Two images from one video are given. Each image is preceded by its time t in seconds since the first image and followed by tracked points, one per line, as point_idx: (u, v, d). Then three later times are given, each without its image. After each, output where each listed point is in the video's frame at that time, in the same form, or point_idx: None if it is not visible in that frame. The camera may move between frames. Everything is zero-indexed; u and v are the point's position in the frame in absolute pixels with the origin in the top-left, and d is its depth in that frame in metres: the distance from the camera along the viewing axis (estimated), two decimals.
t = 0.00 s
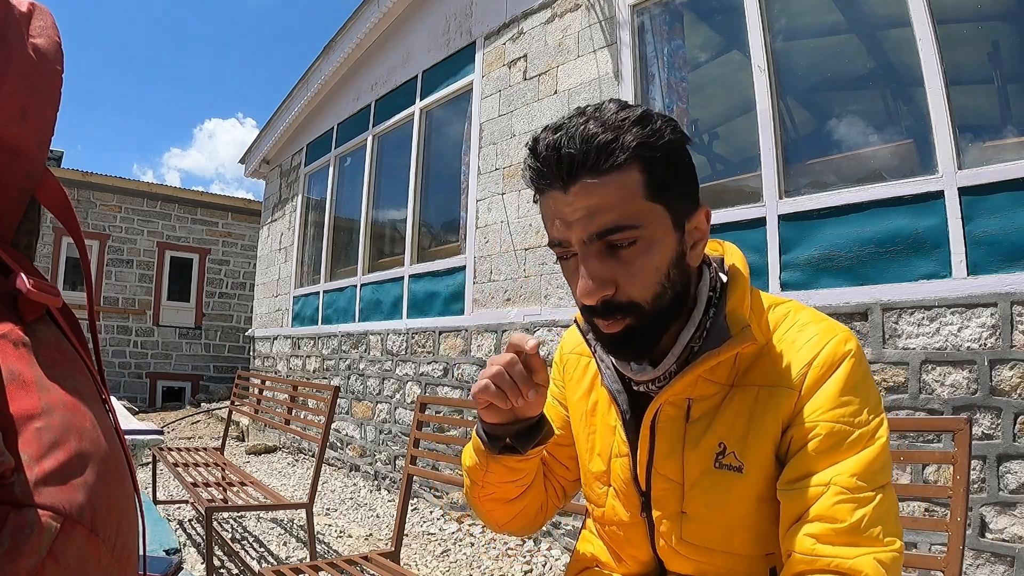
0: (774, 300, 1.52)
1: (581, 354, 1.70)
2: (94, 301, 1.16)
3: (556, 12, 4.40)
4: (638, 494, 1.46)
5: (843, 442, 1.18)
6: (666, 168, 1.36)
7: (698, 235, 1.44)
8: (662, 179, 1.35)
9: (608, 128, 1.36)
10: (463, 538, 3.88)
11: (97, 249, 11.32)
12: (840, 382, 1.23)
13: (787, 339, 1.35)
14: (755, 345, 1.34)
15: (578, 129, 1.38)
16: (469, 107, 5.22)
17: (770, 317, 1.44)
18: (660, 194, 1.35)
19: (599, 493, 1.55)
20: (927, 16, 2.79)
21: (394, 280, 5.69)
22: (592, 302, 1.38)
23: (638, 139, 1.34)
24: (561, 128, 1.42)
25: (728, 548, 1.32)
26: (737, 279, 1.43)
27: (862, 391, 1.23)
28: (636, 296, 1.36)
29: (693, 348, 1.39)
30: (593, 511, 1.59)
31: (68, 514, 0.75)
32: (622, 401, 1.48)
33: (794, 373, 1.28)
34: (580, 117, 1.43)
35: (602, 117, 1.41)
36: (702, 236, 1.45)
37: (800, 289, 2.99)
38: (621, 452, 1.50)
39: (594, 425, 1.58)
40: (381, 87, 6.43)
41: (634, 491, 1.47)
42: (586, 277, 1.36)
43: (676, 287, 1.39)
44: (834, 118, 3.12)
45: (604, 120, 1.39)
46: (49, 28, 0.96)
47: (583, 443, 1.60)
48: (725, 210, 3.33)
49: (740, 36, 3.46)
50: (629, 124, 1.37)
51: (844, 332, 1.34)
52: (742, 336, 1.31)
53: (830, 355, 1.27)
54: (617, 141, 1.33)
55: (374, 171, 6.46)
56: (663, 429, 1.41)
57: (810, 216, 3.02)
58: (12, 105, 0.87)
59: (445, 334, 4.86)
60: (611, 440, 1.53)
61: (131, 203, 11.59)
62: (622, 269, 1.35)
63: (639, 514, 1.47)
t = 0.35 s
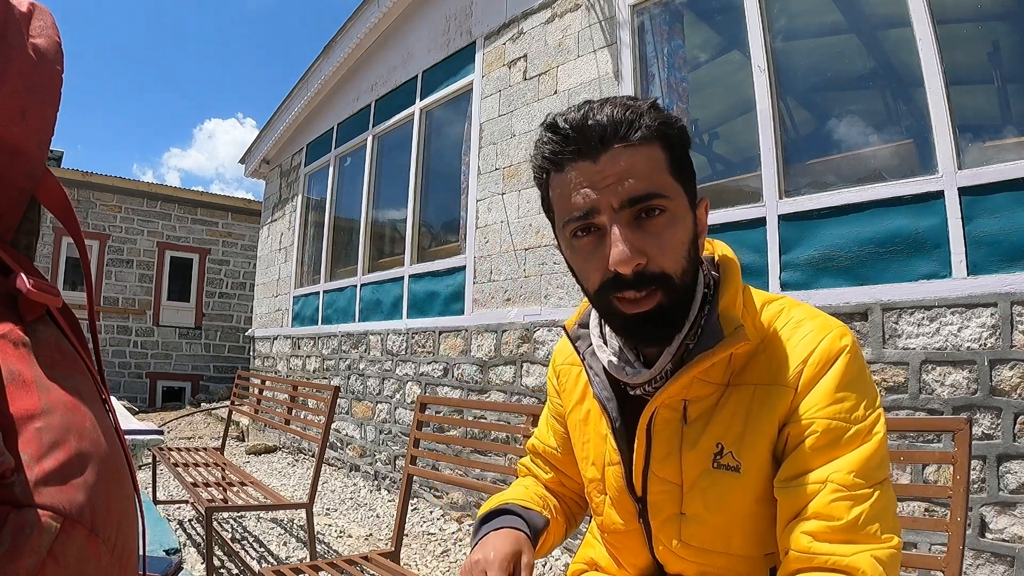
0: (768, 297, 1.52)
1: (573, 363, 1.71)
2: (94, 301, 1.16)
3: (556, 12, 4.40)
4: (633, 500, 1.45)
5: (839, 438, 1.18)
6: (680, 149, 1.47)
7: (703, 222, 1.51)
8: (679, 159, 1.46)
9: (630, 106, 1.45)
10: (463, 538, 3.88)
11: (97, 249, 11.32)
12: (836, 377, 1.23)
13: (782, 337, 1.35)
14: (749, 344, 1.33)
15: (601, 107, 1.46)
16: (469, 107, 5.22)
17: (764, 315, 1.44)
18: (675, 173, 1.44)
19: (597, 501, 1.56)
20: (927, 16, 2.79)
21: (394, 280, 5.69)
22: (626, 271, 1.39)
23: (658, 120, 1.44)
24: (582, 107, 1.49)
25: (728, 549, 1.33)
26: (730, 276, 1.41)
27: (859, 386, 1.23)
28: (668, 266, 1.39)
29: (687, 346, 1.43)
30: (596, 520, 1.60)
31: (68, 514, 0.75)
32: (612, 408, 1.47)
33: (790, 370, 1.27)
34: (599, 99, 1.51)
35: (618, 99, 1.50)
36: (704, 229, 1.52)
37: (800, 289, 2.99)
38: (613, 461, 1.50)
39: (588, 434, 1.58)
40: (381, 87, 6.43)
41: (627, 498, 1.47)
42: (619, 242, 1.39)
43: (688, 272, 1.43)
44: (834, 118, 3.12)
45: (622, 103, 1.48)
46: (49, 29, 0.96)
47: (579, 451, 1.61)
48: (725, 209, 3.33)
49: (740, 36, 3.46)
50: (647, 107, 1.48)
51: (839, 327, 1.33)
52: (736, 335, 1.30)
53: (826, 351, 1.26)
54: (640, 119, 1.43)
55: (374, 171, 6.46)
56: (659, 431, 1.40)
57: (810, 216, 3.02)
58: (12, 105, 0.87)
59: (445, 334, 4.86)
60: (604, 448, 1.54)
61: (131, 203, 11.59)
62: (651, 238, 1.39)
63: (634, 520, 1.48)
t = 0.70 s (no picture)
0: (763, 294, 1.52)
1: (569, 366, 1.70)
2: (94, 301, 1.16)
3: (556, 12, 4.40)
4: (630, 501, 1.46)
5: (833, 435, 1.18)
6: (678, 148, 1.48)
7: (699, 221, 1.51)
8: (676, 156, 1.47)
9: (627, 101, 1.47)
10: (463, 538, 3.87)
11: (97, 249, 11.32)
12: (829, 375, 1.23)
13: (776, 335, 1.35)
14: (742, 343, 1.33)
15: (600, 101, 1.48)
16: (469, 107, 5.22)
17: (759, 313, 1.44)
18: (673, 170, 1.45)
19: (593, 503, 1.56)
20: (927, 16, 2.79)
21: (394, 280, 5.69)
22: (616, 254, 1.39)
23: (654, 115, 1.46)
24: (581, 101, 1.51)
25: (726, 549, 1.32)
26: (725, 279, 1.43)
27: (852, 383, 1.23)
28: (658, 253, 1.39)
29: (682, 344, 1.41)
30: (593, 522, 1.60)
31: (68, 514, 0.75)
32: (608, 410, 1.49)
33: (783, 368, 1.28)
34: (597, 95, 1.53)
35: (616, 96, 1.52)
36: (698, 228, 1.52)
37: (800, 289, 2.99)
38: (609, 462, 1.50)
39: (583, 437, 1.58)
40: (381, 87, 6.43)
41: (625, 499, 1.47)
42: (610, 225, 1.40)
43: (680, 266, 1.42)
44: (834, 118, 3.12)
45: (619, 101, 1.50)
46: (49, 28, 0.96)
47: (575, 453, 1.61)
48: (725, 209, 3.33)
49: (740, 36, 3.46)
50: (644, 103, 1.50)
51: (833, 324, 1.33)
52: (729, 335, 1.31)
53: (819, 349, 1.26)
54: (637, 112, 1.44)
55: (375, 171, 6.46)
56: (653, 431, 1.40)
57: (810, 216, 3.02)
58: (12, 105, 0.87)
59: (445, 334, 4.86)
60: (600, 450, 1.53)
61: (131, 203, 11.59)
62: (643, 226, 1.39)
63: (630, 520, 1.49)
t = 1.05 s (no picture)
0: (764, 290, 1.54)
1: (574, 355, 1.71)
2: (93, 301, 1.16)
3: (556, 12, 4.40)
4: (634, 493, 1.42)
5: (832, 419, 1.19)
6: (679, 150, 1.49)
7: (700, 222, 1.52)
8: (676, 159, 1.48)
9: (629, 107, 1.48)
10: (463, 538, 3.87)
11: (97, 249, 11.32)
12: (828, 363, 1.25)
13: (778, 326, 1.37)
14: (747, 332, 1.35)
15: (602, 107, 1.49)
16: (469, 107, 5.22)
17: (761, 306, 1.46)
18: (674, 171, 1.46)
19: (593, 496, 1.51)
20: (927, 16, 2.79)
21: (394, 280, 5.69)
22: (618, 255, 1.39)
23: (656, 119, 1.46)
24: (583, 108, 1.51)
25: (731, 539, 1.29)
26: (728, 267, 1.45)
27: (850, 371, 1.25)
28: (659, 253, 1.39)
29: (688, 336, 1.41)
30: (589, 516, 1.54)
31: (68, 514, 0.75)
32: (618, 400, 1.47)
33: (785, 356, 1.30)
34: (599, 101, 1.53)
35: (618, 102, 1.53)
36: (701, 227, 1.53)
37: (801, 289, 2.99)
38: (616, 453, 1.47)
39: (589, 426, 1.56)
40: (381, 87, 6.43)
41: (629, 491, 1.43)
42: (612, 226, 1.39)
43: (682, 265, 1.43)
44: (834, 118, 3.12)
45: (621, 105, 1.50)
46: (48, 29, 0.96)
47: (576, 445, 1.58)
48: (724, 210, 3.33)
49: (740, 36, 3.46)
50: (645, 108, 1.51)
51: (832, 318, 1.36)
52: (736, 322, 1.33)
53: (820, 338, 1.29)
54: (639, 118, 1.45)
55: (375, 171, 6.46)
56: (659, 421, 1.40)
57: (810, 216, 3.02)
58: (12, 105, 0.87)
59: (445, 334, 4.85)
60: (606, 442, 1.51)
61: (131, 203, 11.59)
62: (645, 227, 1.39)
63: (634, 514, 1.43)
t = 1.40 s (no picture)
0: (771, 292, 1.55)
1: (584, 345, 1.71)
2: (94, 301, 1.16)
3: (556, 11, 4.40)
4: (640, 488, 1.42)
5: (839, 419, 1.20)
6: (693, 153, 1.49)
7: (712, 223, 1.52)
8: (691, 162, 1.48)
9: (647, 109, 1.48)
10: (463, 537, 3.87)
11: (98, 249, 11.32)
12: (836, 363, 1.26)
13: (785, 327, 1.38)
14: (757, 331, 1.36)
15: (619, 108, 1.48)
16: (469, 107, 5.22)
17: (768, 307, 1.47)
18: (689, 174, 1.46)
19: (597, 488, 1.51)
20: (927, 16, 2.79)
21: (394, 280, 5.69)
22: (634, 261, 1.37)
23: (673, 123, 1.46)
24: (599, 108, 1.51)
25: (737, 537, 1.29)
26: (740, 271, 1.47)
27: (856, 373, 1.26)
28: (674, 258, 1.39)
29: (698, 334, 1.43)
30: (591, 507, 1.54)
31: (68, 514, 0.75)
32: (629, 393, 1.48)
33: (794, 355, 1.30)
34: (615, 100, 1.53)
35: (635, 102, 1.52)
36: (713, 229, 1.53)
37: (800, 289, 2.99)
38: (624, 446, 1.47)
39: (596, 417, 1.57)
40: (381, 87, 6.44)
41: (635, 488, 1.43)
42: (627, 232, 1.38)
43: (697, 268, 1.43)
44: (834, 118, 3.12)
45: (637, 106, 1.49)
46: (48, 28, 0.96)
47: (581, 436, 1.58)
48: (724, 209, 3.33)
49: (740, 36, 3.46)
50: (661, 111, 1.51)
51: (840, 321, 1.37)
52: (747, 320, 1.34)
53: (829, 338, 1.30)
54: (658, 121, 1.45)
55: (374, 171, 6.45)
56: (667, 417, 1.40)
57: (810, 216, 3.02)
58: (12, 105, 0.87)
59: (445, 333, 4.85)
60: (615, 434, 1.51)
61: (131, 203, 11.58)
62: (660, 232, 1.39)
63: (639, 508, 1.42)
